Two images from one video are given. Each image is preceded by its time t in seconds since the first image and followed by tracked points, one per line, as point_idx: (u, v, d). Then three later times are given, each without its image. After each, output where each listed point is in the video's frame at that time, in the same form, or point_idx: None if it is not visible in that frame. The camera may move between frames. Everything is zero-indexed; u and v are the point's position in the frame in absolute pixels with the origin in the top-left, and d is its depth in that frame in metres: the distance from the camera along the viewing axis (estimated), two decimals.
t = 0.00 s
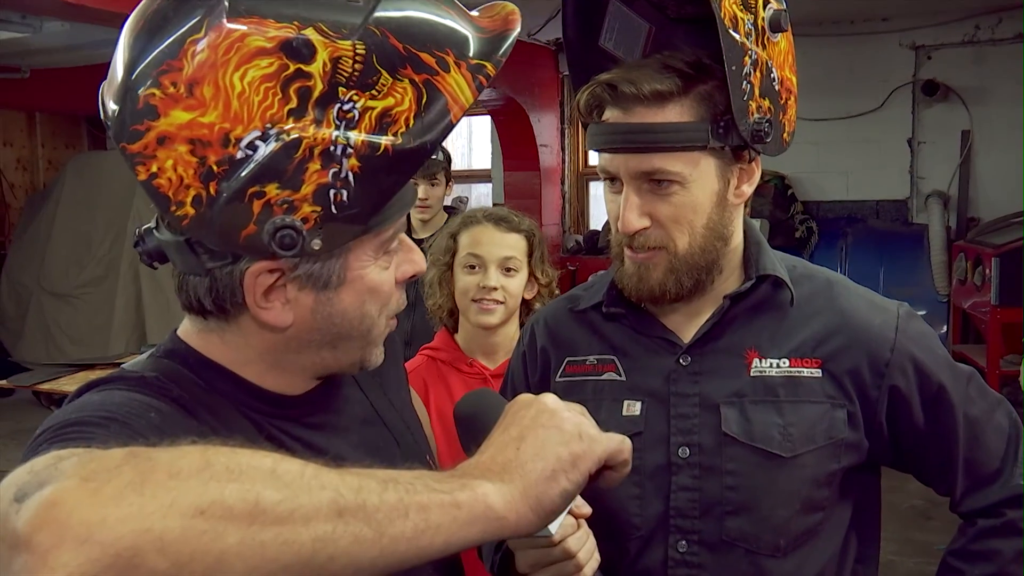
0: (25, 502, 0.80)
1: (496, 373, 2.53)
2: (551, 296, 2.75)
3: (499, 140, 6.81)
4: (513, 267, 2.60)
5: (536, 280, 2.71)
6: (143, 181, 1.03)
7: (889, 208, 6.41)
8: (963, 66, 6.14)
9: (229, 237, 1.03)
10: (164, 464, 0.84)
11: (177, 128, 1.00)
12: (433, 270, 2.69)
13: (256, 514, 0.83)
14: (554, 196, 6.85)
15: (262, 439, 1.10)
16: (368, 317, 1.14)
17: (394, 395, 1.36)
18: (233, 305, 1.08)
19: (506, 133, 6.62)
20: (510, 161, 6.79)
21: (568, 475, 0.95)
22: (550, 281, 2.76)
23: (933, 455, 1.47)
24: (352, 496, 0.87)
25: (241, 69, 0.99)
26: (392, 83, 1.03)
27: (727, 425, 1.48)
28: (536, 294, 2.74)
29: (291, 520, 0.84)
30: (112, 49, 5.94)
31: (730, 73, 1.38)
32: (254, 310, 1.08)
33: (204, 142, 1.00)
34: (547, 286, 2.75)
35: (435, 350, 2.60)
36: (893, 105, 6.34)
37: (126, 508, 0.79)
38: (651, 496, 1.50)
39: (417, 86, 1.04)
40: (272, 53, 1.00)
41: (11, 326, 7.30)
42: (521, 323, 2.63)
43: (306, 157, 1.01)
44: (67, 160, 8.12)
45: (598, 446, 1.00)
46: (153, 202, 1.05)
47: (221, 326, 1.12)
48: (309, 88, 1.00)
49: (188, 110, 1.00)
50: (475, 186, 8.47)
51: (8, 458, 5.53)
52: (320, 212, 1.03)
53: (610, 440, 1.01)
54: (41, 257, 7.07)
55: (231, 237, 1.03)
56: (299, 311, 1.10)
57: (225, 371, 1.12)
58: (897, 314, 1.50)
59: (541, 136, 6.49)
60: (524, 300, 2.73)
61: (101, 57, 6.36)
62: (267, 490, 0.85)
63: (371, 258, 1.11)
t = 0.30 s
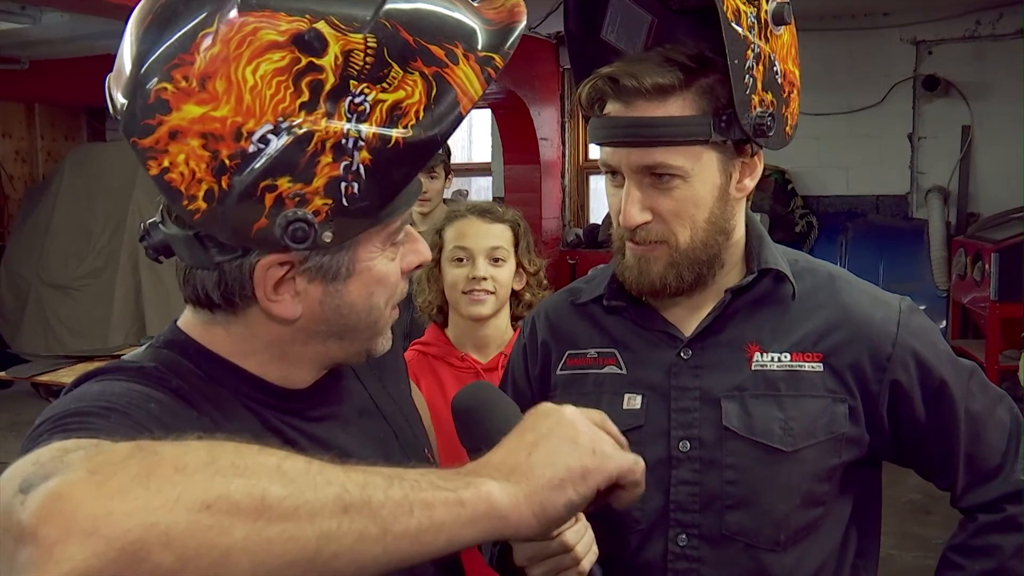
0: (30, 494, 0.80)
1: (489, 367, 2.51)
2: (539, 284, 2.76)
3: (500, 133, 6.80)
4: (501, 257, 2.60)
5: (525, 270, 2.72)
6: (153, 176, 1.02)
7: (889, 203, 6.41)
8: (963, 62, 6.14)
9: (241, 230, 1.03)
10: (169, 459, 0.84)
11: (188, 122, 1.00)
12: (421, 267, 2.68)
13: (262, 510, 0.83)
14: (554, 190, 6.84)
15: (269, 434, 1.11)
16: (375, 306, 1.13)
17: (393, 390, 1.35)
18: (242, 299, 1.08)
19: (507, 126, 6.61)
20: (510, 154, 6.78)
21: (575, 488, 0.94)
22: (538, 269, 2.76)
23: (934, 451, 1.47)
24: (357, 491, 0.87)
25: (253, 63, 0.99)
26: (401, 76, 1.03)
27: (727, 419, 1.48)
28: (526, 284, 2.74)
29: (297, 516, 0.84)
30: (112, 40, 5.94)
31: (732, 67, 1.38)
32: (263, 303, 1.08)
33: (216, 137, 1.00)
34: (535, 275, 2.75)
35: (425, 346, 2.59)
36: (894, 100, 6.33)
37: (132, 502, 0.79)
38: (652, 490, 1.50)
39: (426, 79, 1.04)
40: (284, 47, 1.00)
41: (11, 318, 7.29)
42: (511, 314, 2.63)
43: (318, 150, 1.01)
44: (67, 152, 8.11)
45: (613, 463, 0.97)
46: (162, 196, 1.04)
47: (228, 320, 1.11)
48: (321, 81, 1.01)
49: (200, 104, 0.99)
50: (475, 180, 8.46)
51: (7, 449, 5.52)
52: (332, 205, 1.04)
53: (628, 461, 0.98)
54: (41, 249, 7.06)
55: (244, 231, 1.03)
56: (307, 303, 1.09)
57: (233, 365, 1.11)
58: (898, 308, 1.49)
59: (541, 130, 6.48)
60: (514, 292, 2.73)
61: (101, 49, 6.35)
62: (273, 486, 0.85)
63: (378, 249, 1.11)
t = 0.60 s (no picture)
0: None
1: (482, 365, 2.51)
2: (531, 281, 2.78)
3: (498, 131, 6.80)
4: (493, 254, 2.60)
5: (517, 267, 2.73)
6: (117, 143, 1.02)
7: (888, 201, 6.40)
8: (962, 61, 6.14)
9: (194, 200, 1.00)
10: (119, 427, 0.79)
11: (145, 90, 0.98)
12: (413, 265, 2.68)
13: (224, 465, 0.79)
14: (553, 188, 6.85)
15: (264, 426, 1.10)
16: (347, 304, 1.08)
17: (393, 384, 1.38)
18: (210, 276, 1.05)
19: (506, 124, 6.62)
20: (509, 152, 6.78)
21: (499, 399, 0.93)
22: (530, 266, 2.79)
23: (932, 451, 1.47)
24: (311, 426, 0.82)
25: (207, 35, 0.97)
26: (357, 52, 0.98)
27: (727, 419, 1.48)
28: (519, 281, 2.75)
29: (259, 464, 0.80)
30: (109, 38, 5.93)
31: (733, 65, 1.38)
32: (223, 282, 1.04)
33: (171, 105, 0.98)
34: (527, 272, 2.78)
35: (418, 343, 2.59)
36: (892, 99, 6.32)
37: (95, 482, 0.75)
38: (650, 489, 1.49)
39: (384, 56, 0.99)
40: (237, 20, 0.97)
41: (10, 314, 7.29)
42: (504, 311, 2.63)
43: (268, 123, 0.97)
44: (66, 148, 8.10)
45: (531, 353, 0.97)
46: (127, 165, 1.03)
47: (210, 305, 1.09)
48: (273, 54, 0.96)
49: (156, 73, 0.98)
50: (473, 177, 8.46)
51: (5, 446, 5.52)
52: (284, 181, 0.99)
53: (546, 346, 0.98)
54: (40, 245, 7.05)
55: (197, 201, 1.00)
56: (271, 287, 1.05)
57: (226, 359, 1.10)
58: (898, 308, 1.50)
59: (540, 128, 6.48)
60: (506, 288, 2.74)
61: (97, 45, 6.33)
62: (233, 436, 0.80)
63: (350, 242, 1.06)
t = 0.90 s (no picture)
0: (26, 499, 0.76)
1: (481, 370, 2.51)
2: (533, 287, 2.76)
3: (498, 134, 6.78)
4: (494, 259, 2.59)
5: (518, 272, 2.72)
6: (140, 115, 1.03)
7: (887, 203, 6.41)
8: (960, 62, 6.15)
9: (199, 184, 1.01)
10: (169, 458, 0.79)
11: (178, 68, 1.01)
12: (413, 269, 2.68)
13: (264, 516, 0.78)
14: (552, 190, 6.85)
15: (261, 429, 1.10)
16: (335, 316, 1.08)
17: (389, 388, 1.38)
18: (207, 265, 1.08)
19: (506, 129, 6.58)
20: (508, 155, 6.76)
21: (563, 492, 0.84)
22: (531, 271, 2.76)
23: (933, 454, 1.47)
24: (359, 490, 0.79)
25: (248, 29, 0.99)
26: (386, 77, 0.99)
27: (728, 423, 1.48)
28: (519, 286, 2.74)
29: (300, 523, 0.78)
30: (108, 41, 5.93)
31: (732, 68, 1.38)
32: (218, 276, 1.06)
33: (198, 89, 1.00)
34: (529, 277, 2.75)
35: (417, 347, 2.58)
36: (892, 100, 6.33)
37: (133, 508, 0.75)
38: (652, 493, 1.49)
39: (413, 86, 0.99)
40: (280, 21, 0.99)
41: (9, 318, 7.29)
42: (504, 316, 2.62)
43: (286, 125, 0.97)
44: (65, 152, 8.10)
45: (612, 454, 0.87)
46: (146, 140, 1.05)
47: (204, 294, 1.12)
48: (306, 61, 0.98)
49: (192, 56, 1.00)
50: (473, 179, 8.46)
51: (6, 450, 5.52)
52: (289, 184, 0.99)
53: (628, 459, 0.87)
54: (39, 249, 7.06)
55: (202, 186, 1.01)
56: (263, 287, 1.06)
57: (223, 359, 1.11)
58: (898, 312, 1.49)
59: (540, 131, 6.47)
60: (506, 293, 2.74)
61: (97, 49, 6.34)
62: (275, 490, 0.78)
63: (346, 256, 1.05)
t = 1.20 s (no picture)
0: (33, 502, 0.78)
1: (487, 370, 2.50)
2: (538, 288, 2.76)
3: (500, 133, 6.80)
4: (500, 260, 2.59)
5: (524, 273, 2.72)
6: (131, 105, 1.04)
7: (890, 204, 6.41)
8: (963, 63, 6.14)
9: (191, 169, 1.01)
10: (179, 473, 0.80)
11: (166, 57, 1.01)
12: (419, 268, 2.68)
13: (271, 536, 0.79)
14: (555, 190, 6.84)
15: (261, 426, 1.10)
16: (329, 301, 1.07)
17: (389, 388, 1.37)
18: (202, 254, 1.08)
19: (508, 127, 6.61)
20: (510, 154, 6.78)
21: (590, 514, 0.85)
22: (538, 272, 2.77)
23: (936, 455, 1.47)
24: (373, 513, 0.81)
25: (232, 14, 0.99)
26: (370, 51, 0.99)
27: (732, 423, 1.48)
28: (524, 286, 2.74)
29: (308, 542, 0.79)
30: (110, 41, 5.93)
31: (739, 68, 1.37)
32: (212, 261, 1.06)
33: (186, 75, 1.00)
34: (534, 278, 2.76)
35: (423, 347, 2.58)
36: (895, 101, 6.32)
37: (141, 521, 0.76)
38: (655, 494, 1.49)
39: (396, 60, 1.00)
40: (263, 5, 0.99)
41: (11, 318, 7.30)
42: (510, 317, 2.62)
43: (274, 105, 0.97)
44: (67, 152, 8.11)
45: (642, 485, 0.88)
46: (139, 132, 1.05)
47: (202, 293, 1.12)
48: (292, 41, 0.98)
49: (180, 44, 1.01)
50: (476, 180, 8.45)
51: (8, 450, 5.52)
52: (280, 164, 0.99)
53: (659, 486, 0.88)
54: (42, 249, 7.07)
55: (195, 172, 1.01)
56: (258, 274, 1.07)
57: (225, 357, 1.11)
58: (902, 313, 1.50)
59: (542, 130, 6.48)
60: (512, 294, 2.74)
61: (100, 49, 6.34)
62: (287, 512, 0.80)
63: (339, 241, 1.06)
